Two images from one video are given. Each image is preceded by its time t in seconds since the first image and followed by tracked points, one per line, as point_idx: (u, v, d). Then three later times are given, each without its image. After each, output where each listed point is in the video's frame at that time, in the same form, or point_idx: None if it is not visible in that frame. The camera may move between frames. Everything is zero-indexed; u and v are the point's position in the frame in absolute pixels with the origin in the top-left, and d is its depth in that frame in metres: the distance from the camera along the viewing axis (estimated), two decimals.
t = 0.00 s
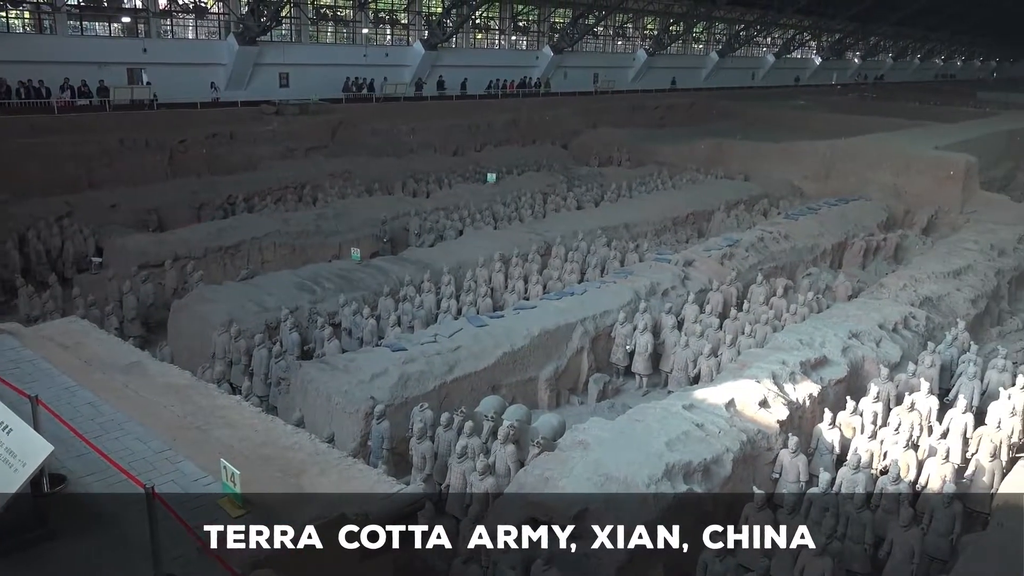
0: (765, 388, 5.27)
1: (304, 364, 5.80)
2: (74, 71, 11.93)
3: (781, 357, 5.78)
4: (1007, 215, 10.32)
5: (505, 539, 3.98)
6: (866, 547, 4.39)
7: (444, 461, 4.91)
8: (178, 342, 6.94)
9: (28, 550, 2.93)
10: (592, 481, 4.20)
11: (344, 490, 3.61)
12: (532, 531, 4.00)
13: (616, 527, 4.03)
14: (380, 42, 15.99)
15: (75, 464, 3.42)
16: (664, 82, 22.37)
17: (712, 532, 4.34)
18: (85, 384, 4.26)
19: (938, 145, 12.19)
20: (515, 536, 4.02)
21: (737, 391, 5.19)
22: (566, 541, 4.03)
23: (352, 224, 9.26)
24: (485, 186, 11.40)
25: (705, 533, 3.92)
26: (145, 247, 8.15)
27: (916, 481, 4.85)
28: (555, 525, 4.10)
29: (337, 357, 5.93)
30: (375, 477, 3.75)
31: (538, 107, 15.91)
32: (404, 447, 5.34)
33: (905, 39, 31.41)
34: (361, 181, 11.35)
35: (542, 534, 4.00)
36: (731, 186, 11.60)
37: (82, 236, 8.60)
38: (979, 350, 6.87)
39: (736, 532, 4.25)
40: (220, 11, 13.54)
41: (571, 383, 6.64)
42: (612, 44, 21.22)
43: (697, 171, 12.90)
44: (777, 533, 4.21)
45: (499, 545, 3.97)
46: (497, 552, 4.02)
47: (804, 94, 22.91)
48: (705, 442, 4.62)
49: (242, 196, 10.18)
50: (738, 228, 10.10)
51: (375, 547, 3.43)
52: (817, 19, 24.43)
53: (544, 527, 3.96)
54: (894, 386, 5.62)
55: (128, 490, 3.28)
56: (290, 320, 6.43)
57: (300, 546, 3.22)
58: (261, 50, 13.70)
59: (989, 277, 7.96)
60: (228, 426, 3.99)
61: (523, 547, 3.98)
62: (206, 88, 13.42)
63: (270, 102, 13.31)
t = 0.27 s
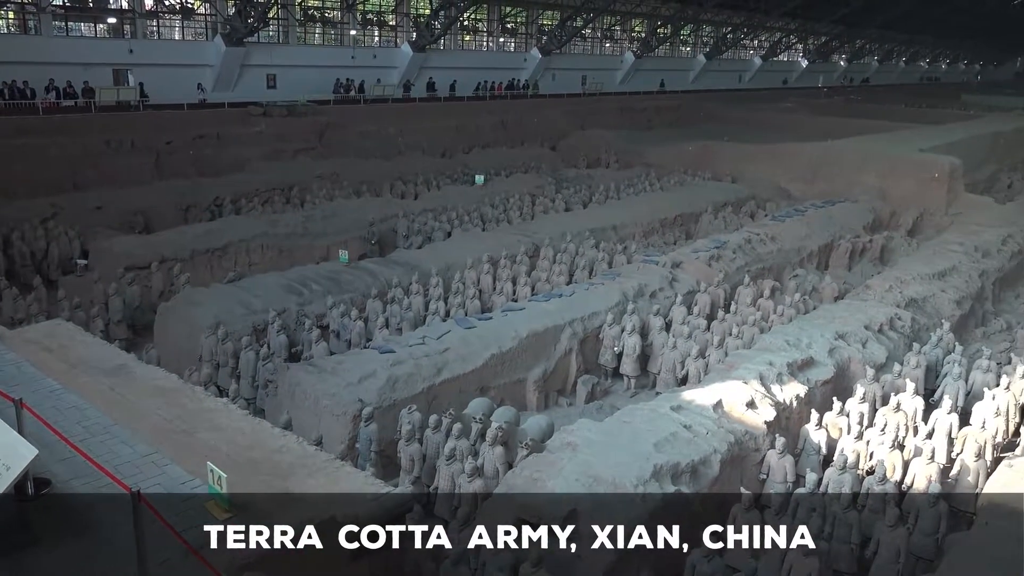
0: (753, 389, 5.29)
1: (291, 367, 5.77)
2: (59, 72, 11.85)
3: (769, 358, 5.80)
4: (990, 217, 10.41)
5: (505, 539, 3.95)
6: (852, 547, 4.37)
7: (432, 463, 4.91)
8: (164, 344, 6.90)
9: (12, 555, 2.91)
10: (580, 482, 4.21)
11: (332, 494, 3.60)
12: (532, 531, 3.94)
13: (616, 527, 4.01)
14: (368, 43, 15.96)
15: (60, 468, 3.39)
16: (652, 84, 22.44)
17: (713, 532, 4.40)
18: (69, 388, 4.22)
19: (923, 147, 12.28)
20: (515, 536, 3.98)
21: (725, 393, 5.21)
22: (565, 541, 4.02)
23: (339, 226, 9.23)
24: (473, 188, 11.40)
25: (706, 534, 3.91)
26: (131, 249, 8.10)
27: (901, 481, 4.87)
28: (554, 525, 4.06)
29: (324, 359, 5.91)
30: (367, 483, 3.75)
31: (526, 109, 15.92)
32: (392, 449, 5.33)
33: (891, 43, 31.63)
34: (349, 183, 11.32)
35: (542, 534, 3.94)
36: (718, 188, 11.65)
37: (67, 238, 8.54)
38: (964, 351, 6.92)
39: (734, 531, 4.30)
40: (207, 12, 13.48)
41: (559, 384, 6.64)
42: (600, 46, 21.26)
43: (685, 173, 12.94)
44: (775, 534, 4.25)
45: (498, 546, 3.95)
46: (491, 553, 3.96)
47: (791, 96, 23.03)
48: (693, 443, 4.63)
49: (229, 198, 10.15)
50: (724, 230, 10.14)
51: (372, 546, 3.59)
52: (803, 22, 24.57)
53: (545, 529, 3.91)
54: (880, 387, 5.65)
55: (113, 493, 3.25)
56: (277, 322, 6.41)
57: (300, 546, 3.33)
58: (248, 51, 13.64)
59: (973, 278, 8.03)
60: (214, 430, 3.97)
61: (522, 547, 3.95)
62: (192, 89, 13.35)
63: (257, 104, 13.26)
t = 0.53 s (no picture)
0: (740, 390, 5.31)
1: (278, 369, 5.75)
2: (43, 73, 11.75)
3: (755, 359, 5.83)
4: (975, 218, 10.50)
5: (505, 539, 3.93)
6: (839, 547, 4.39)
7: (421, 465, 4.90)
8: (150, 347, 6.86)
9: None
10: (569, 483, 4.21)
11: (319, 496, 3.58)
12: (532, 532, 3.96)
13: (616, 527, 4.04)
14: (356, 45, 15.93)
15: (45, 472, 3.36)
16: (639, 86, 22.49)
17: (714, 531, 4.34)
18: (53, 391, 4.18)
19: (908, 149, 12.37)
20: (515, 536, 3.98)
21: (712, 394, 5.23)
22: (566, 542, 4.02)
23: (327, 228, 9.21)
24: (461, 190, 11.40)
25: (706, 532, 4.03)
26: (116, 251, 8.04)
27: (887, 481, 4.90)
28: (555, 526, 4.07)
29: (312, 362, 5.89)
30: (357, 485, 3.73)
31: (514, 111, 15.93)
32: (380, 452, 5.31)
33: (876, 46, 31.85)
34: (337, 185, 11.30)
35: (543, 534, 3.97)
36: (706, 190, 11.69)
37: (52, 240, 8.47)
38: (949, 352, 6.97)
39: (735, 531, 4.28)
40: (193, 13, 13.43)
41: (547, 386, 6.65)
42: (587, 48, 21.30)
43: (672, 176, 12.99)
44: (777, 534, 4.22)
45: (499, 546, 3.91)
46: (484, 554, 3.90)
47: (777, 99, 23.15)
48: (681, 444, 4.65)
49: (216, 200, 10.10)
50: (712, 232, 10.18)
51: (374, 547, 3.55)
52: (789, 25, 24.70)
53: (544, 527, 3.94)
54: (867, 388, 5.68)
55: (99, 497, 3.23)
56: (264, 324, 6.38)
57: (300, 546, 3.29)
58: (235, 53, 13.59)
59: (958, 279, 8.10)
60: (201, 433, 3.94)
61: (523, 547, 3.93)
62: (179, 91, 13.29)
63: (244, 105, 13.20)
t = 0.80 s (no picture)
0: (727, 391, 5.32)
1: (265, 373, 5.73)
2: (27, 75, 11.66)
3: (743, 360, 5.85)
4: (959, 220, 10.58)
5: (504, 539, 3.94)
6: (826, 547, 4.40)
7: (409, 467, 4.89)
8: (136, 350, 6.81)
9: None
10: (557, 485, 4.22)
11: (307, 498, 3.57)
12: (532, 531, 3.95)
13: (616, 527, 4.05)
14: (343, 47, 15.89)
15: (29, 477, 3.33)
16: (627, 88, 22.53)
17: (714, 531, 4.29)
18: (38, 395, 4.15)
19: (893, 151, 12.46)
20: (515, 536, 3.97)
21: (699, 395, 5.25)
22: (566, 542, 3.99)
23: (314, 231, 9.18)
24: (449, 191, 11.39)
25: (706, 535, 4.14)
26: (102, 254, 7.98)
27: (874, 481, 4.92)
28: (555, 525, 4.04)
29: (299, 364, 5.87)
30: (346, 488, 3.72)
31: (502, 112, 15.92)
32: (368, 454, 5.30)
33: (861, 48, 32.05)
34: (324, 188, 11.27)
35: (543, 534, 3.95)
36: (693, 192, 11.73)
37: (36, 243, 8.40)
38: (934, 352, 7.02)
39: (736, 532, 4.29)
40: (179, 14, 13.37)
41: (535, 388, 6.65)
42: (575, 50, 21.34)
43: (659, 178, 13.02)
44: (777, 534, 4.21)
45: (499, 546, 3.96)
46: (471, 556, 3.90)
47: (764, 101, 23.26)
48: (669, 445, 4.66)
49: (203, 203, 10.06)
50: (699, 233, 10.21)
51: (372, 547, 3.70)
52: (775, 27, 24.83)
53: (545, 527, 3.93)
54: (853, 388, 5.72)
55: (85, 502, 3.21)
56: (251, 326, 6.35)
57: (300, 546, 3.30)
58: (221, 54, 13.53)
59: (942, 280, 8.16)
60: (188, 436, 3.92)
61: (523, 547, 3.94)
62: (165, 92, 13.21)
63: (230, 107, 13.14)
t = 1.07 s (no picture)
0: (715, 392, 5.34)
1: (253, 375, 5.70)
2: (11, 77, 11.51)
3: (731, 361, 5.88)
4: (944, 221, 10.66)
5: (505, 539, 3.96)
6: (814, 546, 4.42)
7: (398, 470, 4.88)
8: (122, 353, 6.76)
9: None
10: (546, 486, 4.23)
11: (295, 500, 3.55)
12: (532, 531, 3.98)
13: (617, 527, 4.14)
14: (330, 49, 15.87)
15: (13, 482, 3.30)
16: (614, 91, 22.62)
17: (714, 531, 4.27)
18: (24, 399, 4.12)
19: (879, 153, 12.54)
20: (515, 536, 3.99)
21: (688, 396, 5.26)
22: (567, 542, 4.01)
23: (302, 233, 9.15)
24: (438, 193, 11.38)
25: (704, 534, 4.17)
26: (87, 256, 7.92)
27: (861, 481, 4.94)
28: (554, 525, 4.06)
29: (287, 367, 5.85)
30: (334, 491, 3.71)
31: (490, 114, 15.92)
32: (356, 457, 5.28)
33: (847, 51, 32.24)
34: (312, 190, 11.23)
35: (542, 534, 3.98)
36: (681, 193, 11.77)
37: (21, 246, 8.32)
38: (920, 352, 7.07)
39: (735, 532, 4.29)
40: (165, 16, 13.26)
41: (524, 390, 6.64)
42: (563, 52, 21.37)
43: (647, 179, 13.05)
44: (777, 534, 4.31)
45: (499, 546, 3.98)
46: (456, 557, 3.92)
47: (751, 103, 23.36)
48: (657, 446, 4.67)
49: (189, 205, 10.01)
50: (687, 235, 10.25)
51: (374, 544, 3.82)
52: (762, 30, 24.94)
53: (544, 527, 3.95)
54: (840, 388, 5.75)
55: (69, 508, 3.19)
56: (238, 329, 6.32)
57: (301, 546, 3.34)
58: (208, 56, 13.47)
59: (928, 281, 8.22)
60: (175, 440, 3.89)
61: (523, 547, 3.97)
62: (150, 95, 13.13)
63: (217, 109, 13.08)
